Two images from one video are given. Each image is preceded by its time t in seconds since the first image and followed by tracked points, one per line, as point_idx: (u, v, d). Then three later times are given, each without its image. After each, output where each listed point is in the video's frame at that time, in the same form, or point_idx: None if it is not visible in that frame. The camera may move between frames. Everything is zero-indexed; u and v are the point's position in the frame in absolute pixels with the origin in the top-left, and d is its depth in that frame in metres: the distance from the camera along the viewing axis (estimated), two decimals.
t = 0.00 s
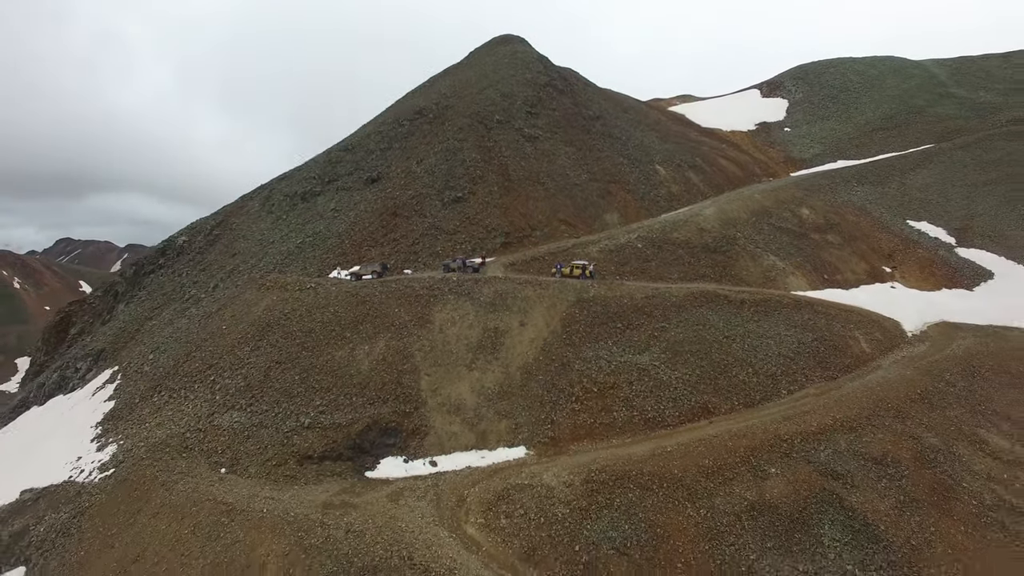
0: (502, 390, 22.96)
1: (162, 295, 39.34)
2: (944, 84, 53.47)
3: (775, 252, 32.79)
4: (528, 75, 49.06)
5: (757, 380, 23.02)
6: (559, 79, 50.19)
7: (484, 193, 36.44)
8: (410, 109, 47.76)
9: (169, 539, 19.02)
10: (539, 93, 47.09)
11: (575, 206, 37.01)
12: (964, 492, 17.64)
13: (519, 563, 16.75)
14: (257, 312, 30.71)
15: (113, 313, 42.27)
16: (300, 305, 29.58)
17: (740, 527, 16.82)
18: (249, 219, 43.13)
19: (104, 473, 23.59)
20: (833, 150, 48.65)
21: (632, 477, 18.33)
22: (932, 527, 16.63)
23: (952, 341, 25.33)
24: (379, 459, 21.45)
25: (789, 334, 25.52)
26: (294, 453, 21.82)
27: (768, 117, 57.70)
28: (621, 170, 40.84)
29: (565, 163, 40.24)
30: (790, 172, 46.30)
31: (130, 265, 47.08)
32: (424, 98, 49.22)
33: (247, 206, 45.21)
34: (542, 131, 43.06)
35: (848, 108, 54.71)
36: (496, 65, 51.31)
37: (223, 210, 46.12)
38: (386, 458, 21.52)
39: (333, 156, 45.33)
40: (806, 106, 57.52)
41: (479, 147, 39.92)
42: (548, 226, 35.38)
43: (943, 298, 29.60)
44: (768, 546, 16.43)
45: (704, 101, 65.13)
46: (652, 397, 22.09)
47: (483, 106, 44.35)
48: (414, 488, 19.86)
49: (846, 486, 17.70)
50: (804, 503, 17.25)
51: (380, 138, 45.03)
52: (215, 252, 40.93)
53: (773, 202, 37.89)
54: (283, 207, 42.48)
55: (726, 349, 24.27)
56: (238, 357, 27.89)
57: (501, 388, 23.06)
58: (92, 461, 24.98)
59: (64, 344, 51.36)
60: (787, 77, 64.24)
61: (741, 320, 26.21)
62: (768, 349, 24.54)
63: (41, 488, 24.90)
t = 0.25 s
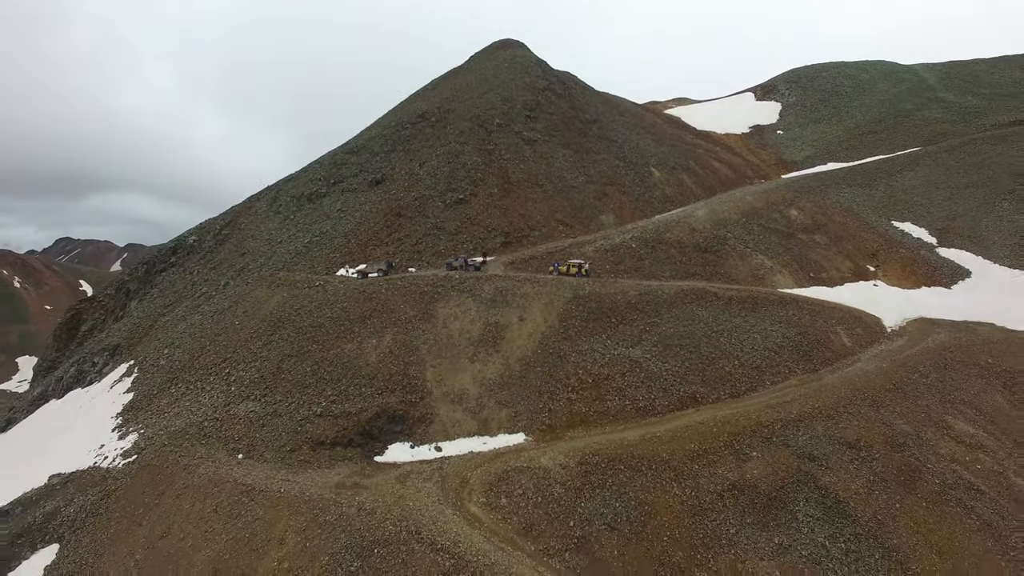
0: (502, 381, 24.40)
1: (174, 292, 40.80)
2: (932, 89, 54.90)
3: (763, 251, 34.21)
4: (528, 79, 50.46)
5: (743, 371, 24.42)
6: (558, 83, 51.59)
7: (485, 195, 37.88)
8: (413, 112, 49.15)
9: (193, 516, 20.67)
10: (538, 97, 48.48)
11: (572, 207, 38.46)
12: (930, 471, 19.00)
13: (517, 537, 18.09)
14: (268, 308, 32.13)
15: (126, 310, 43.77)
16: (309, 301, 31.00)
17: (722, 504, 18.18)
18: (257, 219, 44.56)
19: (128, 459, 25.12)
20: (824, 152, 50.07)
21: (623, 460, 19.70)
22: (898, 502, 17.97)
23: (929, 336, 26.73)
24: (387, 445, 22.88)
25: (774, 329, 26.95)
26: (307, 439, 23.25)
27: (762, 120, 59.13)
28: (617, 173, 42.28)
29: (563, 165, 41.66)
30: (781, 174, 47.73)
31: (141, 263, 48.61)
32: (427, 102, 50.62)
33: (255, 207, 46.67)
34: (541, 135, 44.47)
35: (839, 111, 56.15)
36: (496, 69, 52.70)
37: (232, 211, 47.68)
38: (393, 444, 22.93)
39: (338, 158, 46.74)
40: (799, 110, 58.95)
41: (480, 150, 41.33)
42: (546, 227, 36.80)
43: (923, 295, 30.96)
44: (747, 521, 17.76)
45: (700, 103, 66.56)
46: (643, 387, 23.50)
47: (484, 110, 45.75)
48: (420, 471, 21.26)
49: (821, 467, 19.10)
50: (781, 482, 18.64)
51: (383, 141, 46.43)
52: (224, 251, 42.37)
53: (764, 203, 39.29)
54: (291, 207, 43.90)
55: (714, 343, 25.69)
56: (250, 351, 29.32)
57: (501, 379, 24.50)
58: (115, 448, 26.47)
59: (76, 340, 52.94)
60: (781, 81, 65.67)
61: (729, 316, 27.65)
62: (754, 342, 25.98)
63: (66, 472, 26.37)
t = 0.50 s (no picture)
0: (505, 373, 25.87)
1: (188, 290, 42.36)
2: (924, 93, 56.20)
3: (756, 251, 35.58)
4: (530, 83, 51.85)
5: (732, 364, 25.81)
6: (559, 87, 52.99)
7: (488, 196, 39.34)
8: (418, 116, 50.61)
9: (216, 497, 22.26)
10: (539, 101, 49.88)
11: (572, 208, 39.91)
12: (903, 455, 20.39)
13: (518, 515, 19.46)
14: (281, 305, 33.64)
15: (142, 308, 45.37)
16: (321, 298, 32.49)
17: (709, 485, 19.51)
18: (268, 220, 46.10)
19: (152, 446, 26.70)
20: (817, 155, 51.40)
21: (617, 445, 21.05)
22: (871, 483, 19.37)
23: (910, 331, 28.09)
24: (396, 432, 24.34)
25: (763, 325, 28.35)
26: (321, 427, 24.75)
27: (758, 123, 60.48)
28: (616, 175, 43.70)
29: (563, 168, 43.10)
30: (775, 176, 49.09)
31: (156, 262, 50.28)
32: (431, 106, 52.08)
33: (265, 208, 48.25)
34: (542, 138, 45.88)
35: (834, 114, 57.46)
36: (499, 74, 54.13)
37: (243, 212, 49.33)
38: (403, 432, 24.38)
39: (346, 160, 48.25)
40: (795, 112, 60.25)
41: (483, 153, 42.79)
42: (547, 228, 38.25)
43: (907, 292, 32.32)
44: (731, 501, 19.08)
45: (698, 106, 67.90)
46: (638, 378, 24.90)
47: (487, 114, 47.19)
48: (428, 455, 22.73)
49: (801, 452, 20.46)
50: (764, 465, 20.01)
51: (389, 144, 47.90)
52: (236, 251, 43.92)
53: (757, 204, 40.63)
54: (300, 209, 45.41)
55: (706, 338, 27.10)
56: (265, 346, 30.83)
57: (504, 372, 25.96)
58: (139, 436, 28.03)
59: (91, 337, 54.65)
60: (778, 84, 66.99)
61: (720, 313, 29.07)
62: (744, 337, 27.40)
63: (93, 459, 27.94)
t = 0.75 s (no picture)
0: (507, 366, 27.35)
1: (202, 288, 43.95)
2: (918, 96, 57.48)
3: (749, 250, 36.96)
4: (532, 88, 53.28)
5: (723, 359, 27.19)
6: (560, 91, 54.42)
7: (491, 198, 40.83)
8: (423, 119, 52.12)
9: (237, 481, 23.79)
10: (541, 105, 51.30)
11: (572, 209, 41.38)
12: (879, 442, 21.77)
13: (520, 495, 20.84)
14: (293, 302, 35.18)
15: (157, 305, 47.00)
16: (332, 296, 33.99)
17: (697, 468, 20.88)
18: (278, 220, 47.68)
19: (174, 435, 28.26)
20: (812, 157, 52.72)
21: (613, 432, 22.44)
22: (849, 468, 20.77)
23: (894, 327, 29.45)
24: (405, 421, 25.82)
25: (754, 321, 29.74)
26: (334, 417, 26.23)
27: (755, 125, 61.81)
28: (615, 177, 45.15)
29: (564, 170, 44.54)
30: (771, 178, 50.45)
31: (169, 262, 51.96)
32: (436, 110, 53.61)
33: (276, 209, 49.86)
34: (543, 141, 47.32)
35: (829, 117, 58.77)
36: (502, 79, 55.59)
37: (254, 213, 50.97)
38: (411, 421, 25.85)
39: (353, 163, 49.77)
40: (791, 115, 61.55)
41: (487, 156, 44.28)
42: (548, 228, 39.71)
43: (894, 290, 33.65)
44: (718, 483, 20.45)
45: (697, 109, 69.26)
46: (633, 372, 26.30)
47: (490, 118, 48.66)
48: (435, 442, 24.19)
49: (784, 439, 21.81)
50: (749, 450, 21.39)
51: (396, 147, 49.40)
52: (248, 250, 45.49)
53: (752, 205, 41.97)
54: (309, 210, 46.96)
55: (698, 334, 28.52)
56: (279, 341, 32.37)
57: (507, 365, 27.44)
58: (161, 426, 29.60)
59: (106, 335, 56.38)
60: (775, 87, 68.33)
61: (713, 310, 30.48)
62: (734, 333, 28.80)
63: (118, 448, 29.53)
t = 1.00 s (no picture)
0: (509, 361, 28.87)
1: (214, 287, 45.57)
2: (910, 100, 58.83)
3: (742, 250, 38.39)
4: (533, 92, 54.75)
5: (714, 353, 28.64)
6: (560, 95, 55.90)
7: (493, 200, 42.37)
8: (427, 123, 53.66)
9: (255, 467, 25.34)
10: (542, 109, 52.72)
11: (572, 211, 42.89)
12: (857, 430, 23.18)
13: (521, 479, 22.37)
14: (304, 300, 36.75)
15: (170, 304, 48.66)
16: (341, 294, 35.54)
17: (685, 454, 22.35)
18: (287, 222, 49.30)
19: (194, 425, 29.86)
20: (806, 160, 54.13)
21: (608, 421, 23.92)
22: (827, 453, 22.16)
23: (877, 323, 30.87)
24: (413, 411, 27.35)
25: (744, 318, 31.20)
26: (346, 407, 27.76)
27: (752, 128, 63.22)
28: (613, 180, 46.64)
29: (564, 173, 46.05)
30: (765, 180, 51.88)
31: (182, 262, 53.68)
32: (440, 114, 55.15)
33: (285, 210, 51.49)
34: (544, 144, 48.80)
35: (824, 120, 60.15)
36: (504, 83, 57.08)
37: (264, 215, 52.60)
38: (419, 411, 27.38)
39: (360, 166, 51.35)
40: (787, 118, 62.95)
41: (489, 159, 45.81)
42: (548, 229, 41.23)
43: (879, 289, 35.02)
44: (705, 468, 21.90)
45: (695, 112, 70.69)
46: (628, 365, 27.76)
47: (493, 122, 50.17)
48: (441, 431, 25.70)
49: (768, 427, 23.25)
50: (735, 437, 22.81)
51: (401, 150, 50.92)
52: (259, 250, 47.12)
53: (746, 207, 43.39)
54: (318, 211, 48.53)
55: (690, 330, 29.97)
56: (291, 337, 33.95)
57: (508, 359, 28.97)
58: (181, 417, 31.22)
59: (119, 333, 58.02)
60: (772, 90, 69.72)
61: (705, 307, 31.94)
62: (725, 329, 30.26)
63: (140, 437, 31.16)
